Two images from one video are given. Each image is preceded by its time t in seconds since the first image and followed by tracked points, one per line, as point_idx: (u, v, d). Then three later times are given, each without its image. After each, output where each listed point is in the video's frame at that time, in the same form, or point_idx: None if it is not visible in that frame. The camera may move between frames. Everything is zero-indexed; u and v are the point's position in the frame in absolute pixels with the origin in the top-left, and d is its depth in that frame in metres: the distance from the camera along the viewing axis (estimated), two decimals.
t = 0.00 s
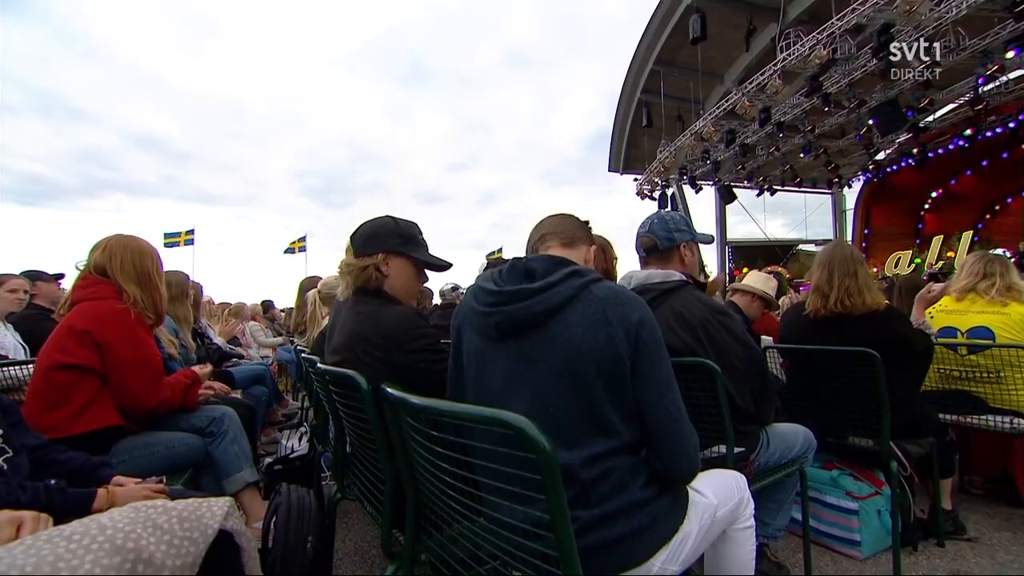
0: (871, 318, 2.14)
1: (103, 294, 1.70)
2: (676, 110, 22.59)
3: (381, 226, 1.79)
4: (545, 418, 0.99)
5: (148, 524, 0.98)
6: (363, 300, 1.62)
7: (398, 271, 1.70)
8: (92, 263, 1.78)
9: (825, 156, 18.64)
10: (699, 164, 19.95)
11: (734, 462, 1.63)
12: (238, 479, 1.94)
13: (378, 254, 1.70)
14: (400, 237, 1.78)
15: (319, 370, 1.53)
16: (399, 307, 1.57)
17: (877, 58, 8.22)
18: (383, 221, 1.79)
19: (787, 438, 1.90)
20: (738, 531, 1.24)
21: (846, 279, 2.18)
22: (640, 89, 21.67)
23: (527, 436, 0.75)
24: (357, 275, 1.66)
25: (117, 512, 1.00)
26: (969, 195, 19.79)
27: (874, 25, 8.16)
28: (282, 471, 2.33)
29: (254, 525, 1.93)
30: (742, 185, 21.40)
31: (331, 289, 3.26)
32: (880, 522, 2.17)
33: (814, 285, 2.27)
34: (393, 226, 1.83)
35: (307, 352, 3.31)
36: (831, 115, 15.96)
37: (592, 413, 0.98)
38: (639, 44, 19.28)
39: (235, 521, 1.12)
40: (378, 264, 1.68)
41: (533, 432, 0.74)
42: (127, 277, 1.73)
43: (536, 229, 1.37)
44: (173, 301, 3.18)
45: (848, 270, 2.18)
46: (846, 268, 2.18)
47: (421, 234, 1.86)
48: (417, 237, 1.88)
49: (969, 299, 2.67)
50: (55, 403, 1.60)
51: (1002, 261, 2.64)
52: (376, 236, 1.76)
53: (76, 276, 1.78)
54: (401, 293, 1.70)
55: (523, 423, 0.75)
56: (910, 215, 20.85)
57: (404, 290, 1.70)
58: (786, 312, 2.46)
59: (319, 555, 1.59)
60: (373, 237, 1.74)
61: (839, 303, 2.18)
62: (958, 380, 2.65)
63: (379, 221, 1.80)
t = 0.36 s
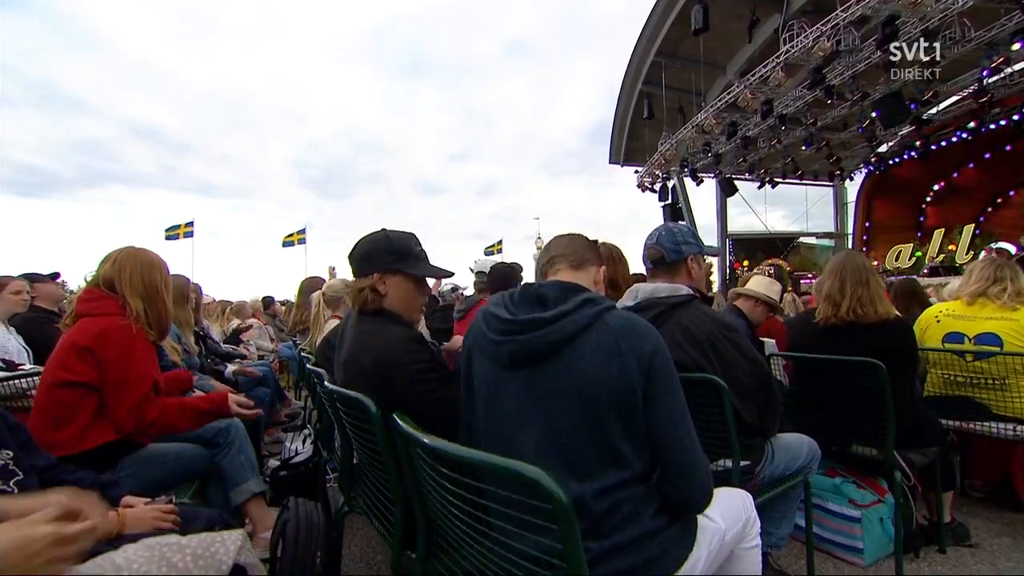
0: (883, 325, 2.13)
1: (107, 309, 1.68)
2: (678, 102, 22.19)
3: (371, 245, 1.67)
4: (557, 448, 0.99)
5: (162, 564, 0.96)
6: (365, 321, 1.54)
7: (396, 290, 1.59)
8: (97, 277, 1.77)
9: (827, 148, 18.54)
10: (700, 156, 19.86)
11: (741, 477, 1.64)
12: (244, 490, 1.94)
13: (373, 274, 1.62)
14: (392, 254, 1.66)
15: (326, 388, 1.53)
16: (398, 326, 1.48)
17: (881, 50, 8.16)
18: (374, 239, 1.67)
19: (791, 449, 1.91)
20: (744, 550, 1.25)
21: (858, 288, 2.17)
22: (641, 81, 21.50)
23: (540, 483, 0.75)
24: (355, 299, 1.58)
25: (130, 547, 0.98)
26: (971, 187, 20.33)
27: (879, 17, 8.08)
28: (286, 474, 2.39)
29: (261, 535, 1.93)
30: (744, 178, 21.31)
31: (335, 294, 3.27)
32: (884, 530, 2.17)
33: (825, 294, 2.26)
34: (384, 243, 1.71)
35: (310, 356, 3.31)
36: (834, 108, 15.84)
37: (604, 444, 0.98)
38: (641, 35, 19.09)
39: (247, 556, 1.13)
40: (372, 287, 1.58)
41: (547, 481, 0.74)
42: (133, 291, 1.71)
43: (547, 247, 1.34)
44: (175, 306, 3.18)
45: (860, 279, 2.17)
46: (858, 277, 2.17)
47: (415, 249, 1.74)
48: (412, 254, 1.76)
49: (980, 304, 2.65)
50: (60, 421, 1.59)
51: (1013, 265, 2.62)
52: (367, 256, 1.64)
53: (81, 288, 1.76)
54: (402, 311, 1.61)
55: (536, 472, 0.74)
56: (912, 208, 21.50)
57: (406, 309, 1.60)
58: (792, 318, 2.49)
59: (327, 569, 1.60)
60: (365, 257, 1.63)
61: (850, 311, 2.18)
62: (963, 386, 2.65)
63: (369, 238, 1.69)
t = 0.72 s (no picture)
0: (879, 342, 2.12)
1: (117, 331, 1.67)
2: (679, 91, 22.29)
3: (399, 264, 1.44)
4: (572, 488, 1.00)
5: None
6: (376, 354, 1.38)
7: (417, 322, 1.40)
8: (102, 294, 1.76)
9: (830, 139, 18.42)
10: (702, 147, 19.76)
11: (747, 494, 1.65)
12: (253, 502, 1.95)
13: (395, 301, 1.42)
14: (419, 283, 1.42)
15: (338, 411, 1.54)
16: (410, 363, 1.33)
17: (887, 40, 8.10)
18: (400, 257, 1.44)
19: (796, 462, 1.92)
20: None
21: (857, 301, 2.16)
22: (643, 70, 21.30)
23: (559, 547, 0.75)
24: (373, 330, 1.41)
25: None
26: (974, 178, 20.62)
27: (886, 6, 7.98)
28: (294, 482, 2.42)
29: (270, 547, 1.94)
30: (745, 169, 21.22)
31: (336, 296, 3.25)
32: (885, 539, 2.17)
33: (824, 307, 2.25)
34: (412, 261, 1.47)
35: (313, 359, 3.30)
36: (838, 98, 15.72)
37: (618, 485, 0.99)
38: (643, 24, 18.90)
39: None
40: (390, 316, 1.41)
41: (567, 547, 0.74)
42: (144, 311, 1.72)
43: (562, 270, 1.31)
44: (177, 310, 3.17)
45: (859, 291, 2.16)
46: (859, 288, 2.16)
47: (449, 274, 1.49)
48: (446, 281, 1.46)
49: (984, 312, 2.63)
50: (75, 443, 1.61)
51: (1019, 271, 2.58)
52: (392, 278, 1.42)
53: (88, 305, 1.74)
54: (420, 344, 1.45)
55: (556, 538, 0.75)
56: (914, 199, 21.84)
57: (424, 345, 1.42)
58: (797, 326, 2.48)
59: None
60: (387, 280, 1.42)
61: (850, 326, 2.17)
62: (967, 393, 2.65)
63: (399, 256, 1.44)
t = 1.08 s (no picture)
0: (891, 358, 2.13)
1: (125, 362, 1.67)
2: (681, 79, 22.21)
3: (430, 301, 1.45)
4: (588, 530, 1.01)
5: None
6: (402, 392, 1.38)
7: (442, 359, 1.42)
8: (106, 320, 1.74)
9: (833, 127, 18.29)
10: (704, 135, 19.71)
11: (754, 514, 1.66)
12: (265, 517, 1.97)
13: (422, 340, 1.42)
14: (449, 323, 1.44)
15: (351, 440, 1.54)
16: (432, 406, 1.32)
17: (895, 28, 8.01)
18: (428, 293, 1.46)
19: (800, 479, 1.94)
20: None
21: (866, 316, 2.17)
22: (645, 57, 21.11)
23: None
24: (399, 365, 1.41)
25: None
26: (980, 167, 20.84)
27: None
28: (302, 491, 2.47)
29: (284, 559, 1.96)
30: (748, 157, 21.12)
31: (337, 302, 3.22)
32: (886, 549, 2.18)
33: (834, 320, 2.26)
34: (441, 297, 1.48)
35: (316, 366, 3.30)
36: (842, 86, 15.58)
37: (633, 529, 1.00)
38: (646, 11, 18.70)
39: None
40: (418, 353, 1.41)
41: None
42: (155, 341, 1.72)
43: (576, 303, 1.30)
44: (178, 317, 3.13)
45: (868, 306, 2.17)
46: (868, 303, 2.17)
47: (475, 312, 1.52)
48: (472, 320, 1.48)
49: (981, 324, 2.64)
50: (85, 472, 1.64)
51: (1021, 283, 2.57)
52: (424, 314, 1.44)
53: (94, 331, 1.72)
54: (443, 380, 1.45)
55: None
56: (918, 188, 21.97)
57: (447, 380, 1.43)
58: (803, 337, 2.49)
59: None
60: (418, 316, 1.44)
61: (860, 340, 2.18)
62: (967, 401, 2.70)
63: (430, 294, 1.46)
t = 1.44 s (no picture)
0: (890, 375, 2.14)
1: (131, 387, 1.68)
2: (684, 65, 23.61)
3: (446, 337, 1.54)
4: None
5: None
6: (416, 427, 1.47)
7: (456, 397, 1.50)
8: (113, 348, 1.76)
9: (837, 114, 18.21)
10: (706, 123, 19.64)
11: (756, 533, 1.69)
12: (277, 530, 2.02)
13: (437, 378, 1.50)
14: (463, 361, 1.52)
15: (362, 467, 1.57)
16: (447, 447, 1.40)
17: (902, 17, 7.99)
18: (436, 336, 1.54)
19: (804, 495, 1.96)
20: None
21: (867, 332, 2.18)
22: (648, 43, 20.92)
23: None
24: (413, 401, 1.50)
25: None
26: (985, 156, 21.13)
27: None
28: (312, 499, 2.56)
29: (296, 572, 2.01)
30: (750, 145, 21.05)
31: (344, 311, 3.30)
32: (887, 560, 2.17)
33: (836, 335, 2.28)
34: (453, 335, 1.56)
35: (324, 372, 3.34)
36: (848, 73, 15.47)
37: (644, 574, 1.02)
38: None
39: None
40: (431, 393, 1.49)
41: None
42: (155, 362, 1.72)
43: (590, 338, 1.31)
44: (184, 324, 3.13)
45: (870, 322, 2.18)
46: (871, 319, 2.17)
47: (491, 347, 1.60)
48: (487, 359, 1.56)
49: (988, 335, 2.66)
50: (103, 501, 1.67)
51: None
52: (435, 353, 1.53)
53: (104, 359, 1.75)
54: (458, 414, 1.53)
55: None
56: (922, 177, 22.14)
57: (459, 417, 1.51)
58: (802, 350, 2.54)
59: None
60: (435, 356, 1.51)
61: (860, 356, 2.20)
62: (967, 412, 2.68)
63: (444, 331, 1.55)
